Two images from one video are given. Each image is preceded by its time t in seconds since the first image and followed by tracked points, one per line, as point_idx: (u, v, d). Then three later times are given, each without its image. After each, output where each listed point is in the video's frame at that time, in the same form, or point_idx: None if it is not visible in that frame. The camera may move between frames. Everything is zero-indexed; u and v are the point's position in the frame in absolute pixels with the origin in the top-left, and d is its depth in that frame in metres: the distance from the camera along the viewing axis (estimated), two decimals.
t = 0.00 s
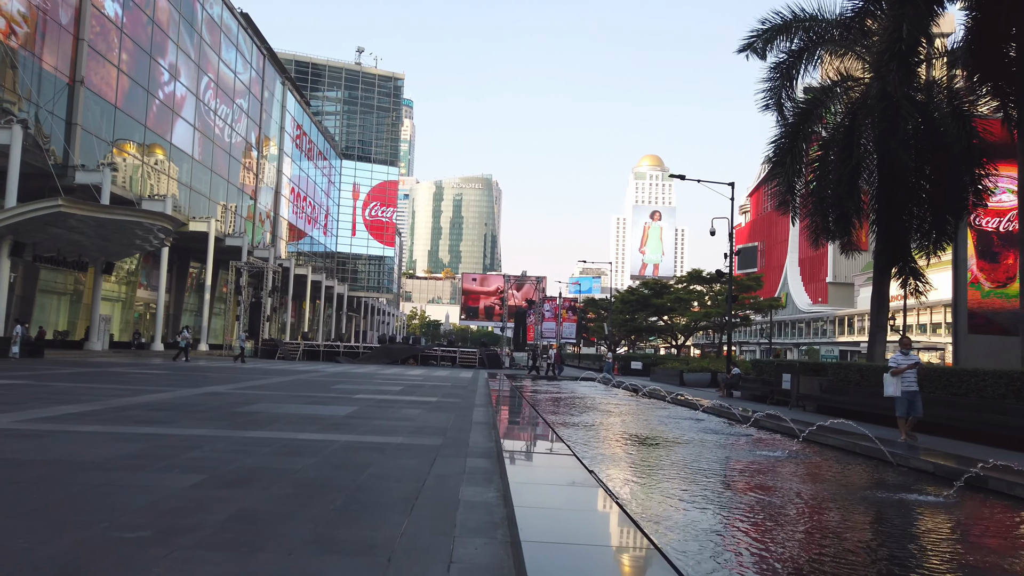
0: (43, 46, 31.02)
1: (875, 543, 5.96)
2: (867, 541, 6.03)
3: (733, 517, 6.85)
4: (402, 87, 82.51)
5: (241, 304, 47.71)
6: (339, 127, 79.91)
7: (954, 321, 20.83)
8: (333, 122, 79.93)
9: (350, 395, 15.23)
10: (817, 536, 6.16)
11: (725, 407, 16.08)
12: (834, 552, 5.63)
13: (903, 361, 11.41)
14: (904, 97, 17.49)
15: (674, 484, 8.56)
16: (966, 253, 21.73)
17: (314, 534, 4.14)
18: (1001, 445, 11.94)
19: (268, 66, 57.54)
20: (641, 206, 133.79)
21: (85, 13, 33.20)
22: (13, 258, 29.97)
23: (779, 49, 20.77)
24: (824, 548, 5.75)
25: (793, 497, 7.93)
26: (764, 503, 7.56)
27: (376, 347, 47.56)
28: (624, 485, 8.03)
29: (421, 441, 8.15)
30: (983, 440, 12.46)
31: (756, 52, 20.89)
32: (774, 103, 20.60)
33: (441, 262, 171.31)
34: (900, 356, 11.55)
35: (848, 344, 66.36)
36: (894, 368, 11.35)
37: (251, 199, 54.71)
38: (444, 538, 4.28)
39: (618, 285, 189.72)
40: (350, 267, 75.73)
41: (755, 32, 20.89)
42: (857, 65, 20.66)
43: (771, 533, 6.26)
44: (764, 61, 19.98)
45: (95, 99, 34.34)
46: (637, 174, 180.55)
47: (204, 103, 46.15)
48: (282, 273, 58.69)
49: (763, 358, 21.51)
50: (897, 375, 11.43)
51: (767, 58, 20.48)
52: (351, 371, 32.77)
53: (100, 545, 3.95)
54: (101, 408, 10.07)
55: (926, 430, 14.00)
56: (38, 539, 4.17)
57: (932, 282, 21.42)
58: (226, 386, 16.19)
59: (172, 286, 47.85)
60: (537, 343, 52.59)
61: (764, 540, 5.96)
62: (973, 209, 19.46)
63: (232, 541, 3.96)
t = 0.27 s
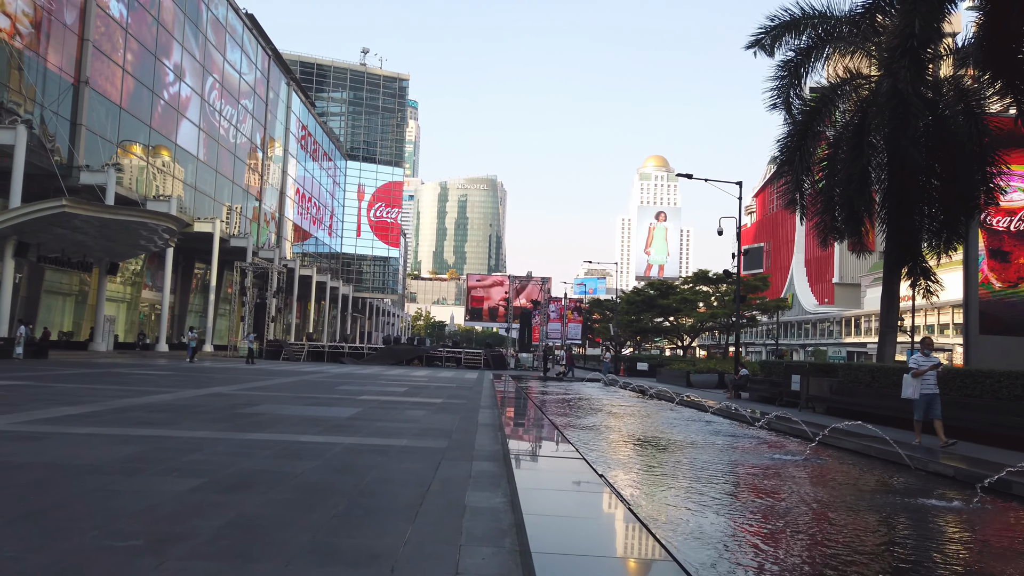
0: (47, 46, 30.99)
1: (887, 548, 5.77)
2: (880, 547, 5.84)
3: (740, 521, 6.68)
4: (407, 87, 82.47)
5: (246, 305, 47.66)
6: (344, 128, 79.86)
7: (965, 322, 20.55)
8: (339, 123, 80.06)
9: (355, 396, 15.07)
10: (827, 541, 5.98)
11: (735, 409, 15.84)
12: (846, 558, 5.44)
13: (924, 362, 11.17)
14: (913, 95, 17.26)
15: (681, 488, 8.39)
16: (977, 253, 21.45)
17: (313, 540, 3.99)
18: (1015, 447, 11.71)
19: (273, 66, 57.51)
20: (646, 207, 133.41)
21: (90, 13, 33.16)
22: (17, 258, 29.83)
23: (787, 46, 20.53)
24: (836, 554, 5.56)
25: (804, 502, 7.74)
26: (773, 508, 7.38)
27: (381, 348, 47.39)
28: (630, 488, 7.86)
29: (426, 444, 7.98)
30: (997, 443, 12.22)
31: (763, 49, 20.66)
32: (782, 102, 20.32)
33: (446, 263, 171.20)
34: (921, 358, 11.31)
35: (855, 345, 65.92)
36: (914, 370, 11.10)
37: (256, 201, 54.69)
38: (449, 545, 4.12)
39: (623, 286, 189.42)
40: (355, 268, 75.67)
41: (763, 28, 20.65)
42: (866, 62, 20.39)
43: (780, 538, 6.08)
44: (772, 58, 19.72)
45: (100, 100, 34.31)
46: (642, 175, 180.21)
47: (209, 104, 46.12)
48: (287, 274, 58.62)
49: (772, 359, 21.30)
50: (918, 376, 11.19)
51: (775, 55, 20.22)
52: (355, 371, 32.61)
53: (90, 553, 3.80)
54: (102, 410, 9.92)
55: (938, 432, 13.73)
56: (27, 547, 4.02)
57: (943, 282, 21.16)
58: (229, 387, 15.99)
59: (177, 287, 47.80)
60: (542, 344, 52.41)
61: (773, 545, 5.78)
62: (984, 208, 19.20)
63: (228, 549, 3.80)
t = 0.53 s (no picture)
0: (50, 47, 30.91)
1: (896, 557, 5.59)
2: (890, 556, 5.66)
3: (746, 528, 6.51)
4: (411, 88, 82.38)
5: (250, 306, 47.59)
6: (348, 129, 79.75)
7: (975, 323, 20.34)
8: (343, 123, 79.74)
9: (359, 398, 14.92)
10: (836, 548, 5.83)
11: (743, 412, 15.63)
12: (855, 566, 5.28)
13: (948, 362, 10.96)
14: (922, 93, 17.07)
15: (687, 492, 8.22)
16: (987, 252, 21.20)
17: (313, 553, 3.84)
18: None
19: (277, 67, 57.44)
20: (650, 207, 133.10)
21: (93, 13, 33.08)
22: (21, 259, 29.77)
23: (794, 44, 20.33)
24: (845, 561, 5.41)
25: (813, 508, 7.56)
26: (780, 514, 7.19)
27: (385, 349, 47.23)
28: (635, 492, 7.70)
29: (431, 448, 7.83)
30: (1013, 447, 11.97)
31: (771, 47, 20.46)
32: (788, 101, 20.11)
33: (450, 263, 171.11)
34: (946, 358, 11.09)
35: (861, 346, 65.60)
36: (940, 369, 10.91)
37: (260, 201, 54.64)
38: (454, 558, 3.96)
39: (626, 287, 189.19)
40: (360, 269, 75.53)
41: (771, 26, 20.44)
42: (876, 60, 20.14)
43: (787, 545, 5.91)
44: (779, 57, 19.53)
45: (104, 100, 34.23)
46: (646, 175, 179.78)
47: (213, 104, 46.05)
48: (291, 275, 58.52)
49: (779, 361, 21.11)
50: (944, 377, 10.95)
51: (782, 53, 20.03)
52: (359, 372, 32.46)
53: (80, 566, 3.66)
54: (101, 412, 9.79)
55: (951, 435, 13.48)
56: (15, 558, 3.88)
57: (953, 283, 20.94)
58: (232, 389, 15.85)
59: (181, 288, 47.73)
60: (546, 344, 52.23)
61: (780, 553, 5.61)
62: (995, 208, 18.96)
63: (224, 563, 3.65)
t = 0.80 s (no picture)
0: (54, 47, 30.85)
1: (904, 561, 5.41)
2: (899, 559, 5.47)
3: (750, 531, 6.33)
4: (414, 88, 82.31)
5: (254, 306, 47.50)
6: (351, 129, 79.66)
7: (985, 322, 20.09)
8: (346, 124, 79.61)
9: (362, 398, 14.77)
10: (846, 551, 5.67)
11: (752, 412, 15.44)
12: (867, 570, 5.11)
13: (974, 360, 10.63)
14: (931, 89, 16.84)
15: (692, 494, 8.04)
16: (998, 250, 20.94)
17: (313, 560, 3.70)
18: None
19: (281, 67, 57.42)
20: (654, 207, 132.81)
21: (96, 14, 33.03)
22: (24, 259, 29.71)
23: (802, 41, 20.14)
24: (856, 565, 5.24)
25: (821, 509, 7.37)
26: (787, 517, 7.02)
27: (389, 349, 47.06)
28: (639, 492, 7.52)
29: (435, 449, 7.68)
30: None
31: (777, 44, 20.28)
32: (795, 98, 19.93)
33: (453, 264, 171.01)
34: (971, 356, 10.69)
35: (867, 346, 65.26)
36: (970, 367, 10.53)
37: (264, 202, 54.57)
38: (459, 564, 3.81)
39: (630, 287, 188.88)
40: (363, 269, 75.39)
41: (778, 23, 20.26)
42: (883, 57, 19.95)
43: (792, 548, 5.73)
44: (786, 53, 19.34)
45: (107, 100, 34.16)
46: (650, 175, 179.48)
47: (216, 105, 46.01)
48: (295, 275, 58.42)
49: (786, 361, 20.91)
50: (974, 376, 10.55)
51: (788, 50, 19.85)
52: (362, 373, 32.33)
53: (70, 571, 3.53)
54: (101, 412, 9.66)
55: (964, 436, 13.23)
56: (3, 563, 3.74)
57: (962, 281, 20.71)
58: (234, 390, 15.72)
59: (185, 288, 47.65)
60: (550, 345, 52.04)
61: (786, 555, 5.42)
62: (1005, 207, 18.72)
63: (220, 570, 3.51)
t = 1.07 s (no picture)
0: (56, 47, 30.75)
1: (917, 568, 5.21)
2: (910, 566, 5.28)
3: (756, 536, 6.15)
4: (418, 88, 82.17)
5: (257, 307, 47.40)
6: (354, 130, 79.52)
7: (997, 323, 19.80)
8: (350, 124, 79.49)
9: (364, 399, 14.59)
10: (855, 558, 5.47)
11: (761, 414, 15.20)
12: None
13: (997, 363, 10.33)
14: (939, 86, 16.62)
15: (696, 497, 7.87)
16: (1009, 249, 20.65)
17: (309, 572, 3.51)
18: None
19: (284, 67, 57.31)
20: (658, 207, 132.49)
21: (99, 13, 32.94)
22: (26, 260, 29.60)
23: (809, 37, 19.89)
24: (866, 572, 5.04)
25: (829, 513, 7.18)
26: (794, 521, 6.84)
27: (393, 350, 46.88)
28: (644, 495, 7.35)
29: (439, 452, 7.50)
30: None
31: (784, 40, 20.03)
32: (801, 95, 19.70)
33: (457, 264, 170.85)
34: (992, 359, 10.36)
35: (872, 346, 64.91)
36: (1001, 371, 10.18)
37: (267, 203, 54.47)
38: None
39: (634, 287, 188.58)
40: (367, 270, 75.27)
41: (784, 19, 20.01)
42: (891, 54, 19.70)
43: (800, 554, 5.55)
44: (792, 49, 19.10)
45: (109, 100, 34.04)
46: (653, 175, 179.21)
47: (219, 105, 45.90)
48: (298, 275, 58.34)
49: (793, 361, 20.70)
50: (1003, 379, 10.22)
51: (795, 46, 19.60)
52: (365, 373, 32.17)
53: None
54: (98, 414, 9.50)
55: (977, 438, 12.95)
56: None
57: (972, 280, 20.49)
58: (234, 391, 15.52)
59: (188, 288, 47.55)
60: (554, 345, 51.82)
61: (794, 562, 5.24)
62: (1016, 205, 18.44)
63: None
